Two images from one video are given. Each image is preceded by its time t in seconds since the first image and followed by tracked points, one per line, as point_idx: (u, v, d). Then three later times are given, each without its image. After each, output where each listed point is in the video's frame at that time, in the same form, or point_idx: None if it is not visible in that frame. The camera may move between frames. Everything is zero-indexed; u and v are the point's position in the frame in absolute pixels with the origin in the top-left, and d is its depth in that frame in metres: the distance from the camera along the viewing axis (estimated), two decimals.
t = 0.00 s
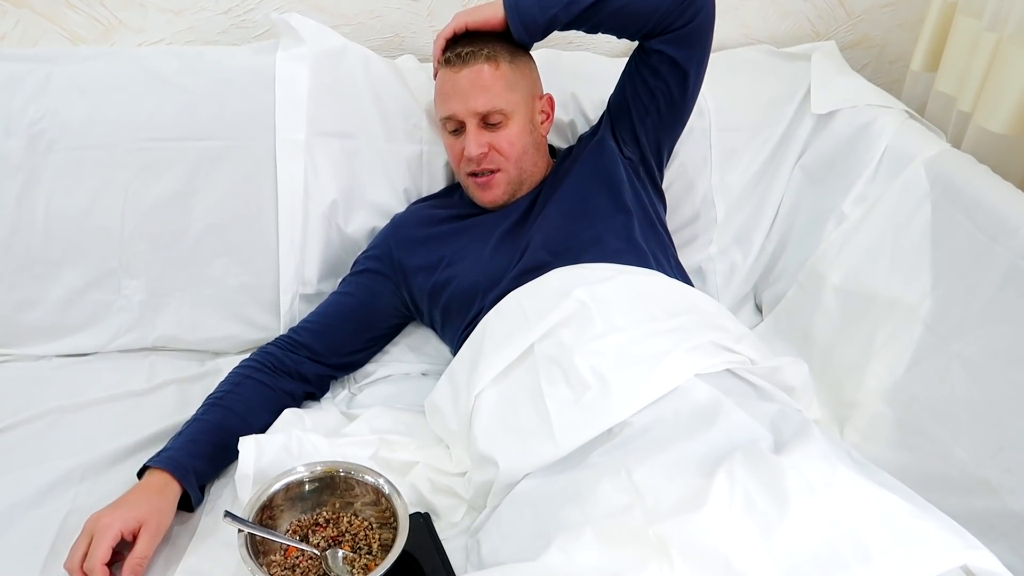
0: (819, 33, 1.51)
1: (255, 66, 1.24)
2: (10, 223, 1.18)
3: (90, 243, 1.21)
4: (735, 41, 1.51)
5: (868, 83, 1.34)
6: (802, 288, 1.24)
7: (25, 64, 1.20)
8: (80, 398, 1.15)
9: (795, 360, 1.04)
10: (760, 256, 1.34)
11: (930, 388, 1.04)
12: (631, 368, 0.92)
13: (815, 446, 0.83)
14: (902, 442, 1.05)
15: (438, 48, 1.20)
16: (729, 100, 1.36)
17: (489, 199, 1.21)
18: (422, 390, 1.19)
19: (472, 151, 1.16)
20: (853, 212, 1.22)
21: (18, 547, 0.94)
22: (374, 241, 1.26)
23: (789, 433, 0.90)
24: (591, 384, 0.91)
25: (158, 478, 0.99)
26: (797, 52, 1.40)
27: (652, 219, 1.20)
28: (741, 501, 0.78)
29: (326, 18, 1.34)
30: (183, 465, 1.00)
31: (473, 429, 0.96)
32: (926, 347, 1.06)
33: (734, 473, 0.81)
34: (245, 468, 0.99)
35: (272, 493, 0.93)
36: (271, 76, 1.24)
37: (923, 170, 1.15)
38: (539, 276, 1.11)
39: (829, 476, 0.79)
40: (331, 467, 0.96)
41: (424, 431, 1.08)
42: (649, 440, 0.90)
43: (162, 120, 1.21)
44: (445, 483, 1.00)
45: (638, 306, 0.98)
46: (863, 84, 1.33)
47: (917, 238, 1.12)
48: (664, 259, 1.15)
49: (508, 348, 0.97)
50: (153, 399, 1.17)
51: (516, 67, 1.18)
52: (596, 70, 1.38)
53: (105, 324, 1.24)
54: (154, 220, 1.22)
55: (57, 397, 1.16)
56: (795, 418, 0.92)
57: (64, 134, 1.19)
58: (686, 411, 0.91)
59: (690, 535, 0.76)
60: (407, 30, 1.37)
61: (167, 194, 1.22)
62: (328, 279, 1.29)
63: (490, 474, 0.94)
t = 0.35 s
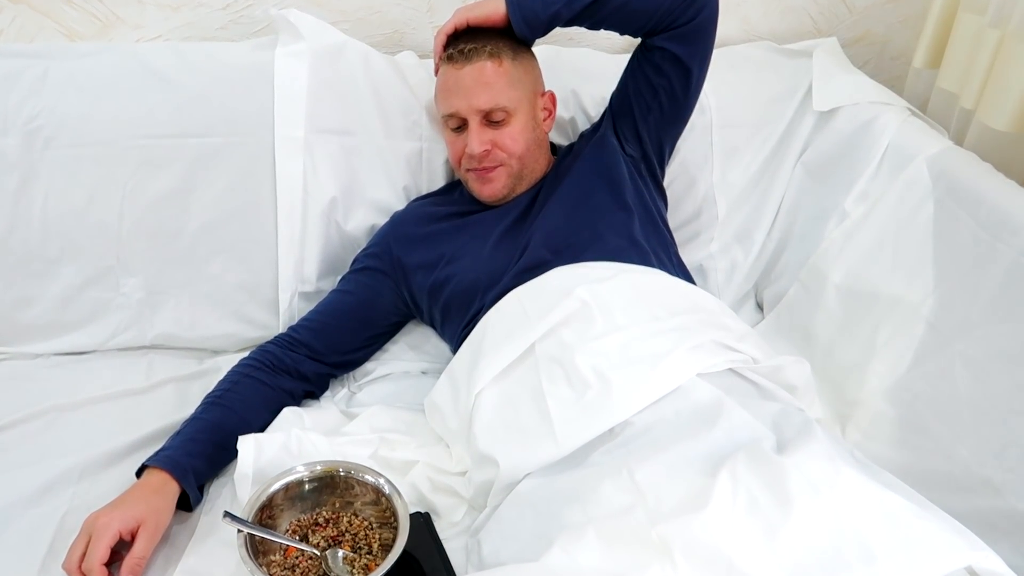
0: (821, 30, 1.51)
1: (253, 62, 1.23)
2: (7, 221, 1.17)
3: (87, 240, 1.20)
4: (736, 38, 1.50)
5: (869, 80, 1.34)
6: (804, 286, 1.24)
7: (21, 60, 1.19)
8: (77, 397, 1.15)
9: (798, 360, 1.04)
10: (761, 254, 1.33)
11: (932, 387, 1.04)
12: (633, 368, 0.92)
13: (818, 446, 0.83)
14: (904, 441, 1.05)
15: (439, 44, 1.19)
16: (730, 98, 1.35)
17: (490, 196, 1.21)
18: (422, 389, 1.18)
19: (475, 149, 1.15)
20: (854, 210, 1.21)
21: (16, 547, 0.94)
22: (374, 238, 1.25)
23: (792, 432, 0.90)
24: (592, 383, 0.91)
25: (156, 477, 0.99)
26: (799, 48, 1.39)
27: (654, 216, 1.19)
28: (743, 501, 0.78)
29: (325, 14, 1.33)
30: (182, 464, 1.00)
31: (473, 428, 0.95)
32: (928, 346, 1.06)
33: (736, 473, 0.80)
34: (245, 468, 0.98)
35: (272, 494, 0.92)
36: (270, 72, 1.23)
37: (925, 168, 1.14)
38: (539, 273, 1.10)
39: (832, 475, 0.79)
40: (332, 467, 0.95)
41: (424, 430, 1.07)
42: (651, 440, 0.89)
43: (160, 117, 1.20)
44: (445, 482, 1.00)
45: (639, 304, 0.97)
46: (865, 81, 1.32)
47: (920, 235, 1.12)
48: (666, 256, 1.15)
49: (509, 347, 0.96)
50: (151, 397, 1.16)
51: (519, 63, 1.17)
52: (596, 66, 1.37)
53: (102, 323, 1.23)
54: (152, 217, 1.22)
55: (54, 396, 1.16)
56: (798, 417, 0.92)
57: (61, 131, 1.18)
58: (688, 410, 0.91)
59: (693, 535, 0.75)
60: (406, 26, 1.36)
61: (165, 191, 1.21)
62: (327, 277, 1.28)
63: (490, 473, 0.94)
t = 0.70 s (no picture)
0: (821, 28, 1.50)
1: (251, 61, 1.23)
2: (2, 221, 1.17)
3: (83, 241, 1.19)
4: (736, 36, 1.49)
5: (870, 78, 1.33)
6: (804, 285, 1.23)
7: (16, 59, 1.18)
8: (74, 398, 1.14)
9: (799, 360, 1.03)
10: (761, 253, 1.32)
11: (934, 387, 1.03)
12: (633, 369, 0.91)
13: (820, 447, 0.82)
14: (905, 442, 1.04)
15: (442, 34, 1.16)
16: (730, 96, 1.34)
17: (492, 196, 1.20)
18: (420, 390, 1.17)
19: (481, 149, 1.14)
20: (855, 209, 1.21)
21: (12, 550, 0.93)
22: (372, 237, 1.24)
23: (793, 433, 0.89)
24: (592, 385, 0.90)
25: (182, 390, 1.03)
26: (800, 47, 1.38)
27: (654, 215, 1.18)
28: (745, 504, 0.78)
29: (323, 12, 1.32)
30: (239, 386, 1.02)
31: (472, 430, 0.95)
32: (929, 346, 1.05)
33: (737, 475, 0.80)
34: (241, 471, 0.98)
35: (269, 496, 0.92)
36: (267, 71, 1.22)
37: (926, 167, 1.14)
38: (537, 273, 1.09)
39: (834, 478, 0.78)
40: (330, 469, 0.95)
41: (423, 431, 1.07)
42: (652, 442, 0.89)
43: (157, 116, 1.19)
44: (444, 484, 0.99)
45: (639, 304, 0.97)
46: (865, 80, 1.32)
47: (921, 235, 1.11)
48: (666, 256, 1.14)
49: (507, 348, 0.96)
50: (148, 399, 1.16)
51: (525, 63, 1.16)
52: (595, 64, 1.37)
53: (99, 323, 1.23)
54: (149, 217, 1.21)
55: (50, 397, 1.15)
56: (799, 418, 0.91)
57: (57, 131, 1.17)
58: (689, 412, 0.90)
59: (693, 538, 0.75)
60: (405, 24, 1.36)
61: (162, 191, 1.21)
62: (325, 277, 1.27)
63: (489, 475, 0.93)
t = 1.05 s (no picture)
0: (820, 26, 1.50)
1: (249, 59, 1.23)
2: None
3: (80, 239, 1.19)
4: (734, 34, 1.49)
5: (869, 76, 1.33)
6: (803, 284, 1.23)
7: (12, 57, 1.18)
8: (71, 397, 1.13)
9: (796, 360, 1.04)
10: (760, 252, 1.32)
11: (934, 386, 1.03)
12: (628, 368, 0.91)
13: (818, 446, 0.82)
14: (905, 441, 1.04)
15: None
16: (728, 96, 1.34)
17: (493, 192, 1.19)
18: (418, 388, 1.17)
19: (484, 143, 1.14)
20: (854, 208, 1.21)
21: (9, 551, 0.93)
22: (376, 227, 1.24)
23: (790, 432, 0.89)
24: (586, 385, 0.89)
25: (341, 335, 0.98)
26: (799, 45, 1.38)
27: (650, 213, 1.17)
28: (743, 503, 0.77)
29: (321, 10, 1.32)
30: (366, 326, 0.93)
31: (468, 429, 0.95)
32: (928, 345, 1.05)
33: (735, 475, 0.80)
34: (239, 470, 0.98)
35: (269, 495, 0.91)
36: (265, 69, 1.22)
37: (926, 165, 1.13)
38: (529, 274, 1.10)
39: (833, 476, 0.78)
40: (329, 468, 0.94)
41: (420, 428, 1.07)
42: (648, 443, 0.88)
43: (155, 114, 1.19)
44: (441, 482, 1.00)
45: (633, 303, 0.97)
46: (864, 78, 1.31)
47: (921, 233, 1.11)
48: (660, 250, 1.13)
49: (500, 348, 0.95)
50: (145, 398, 1.15)
51: (530, 60, 1.17)
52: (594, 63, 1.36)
53: (96, 322, 1.22)
54: (147, 216, 1.20)
55: (47, 396, 1.15)
56: (795, 417, 0.91)
57: (53, 129, 1.17)
58: (685, 413, 0.90)
59: (692, 538, 0.75)
60: (403, 22, 1.36)
61: (159, 189, 1.20)
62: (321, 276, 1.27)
63: (488, 475, 0.93)
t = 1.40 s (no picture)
0: (820, 23, 1.50)
1: (250, 57, 1.23)
2: None
3: (79, 236, 1.19)
4: (734, 31, 1.49)
5: (869, 74, 1.33)
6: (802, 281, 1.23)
7: (12, 53, 1.18)
8: (70, 394, 1.13)
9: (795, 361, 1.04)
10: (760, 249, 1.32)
11: (932, 383, 1.03)
12: (630, 366, 0.91)
13: (817, 444, 0.83)
14: (903, 438, 1.04)
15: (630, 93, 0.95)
16: (727, 94, 1.35)
17: (514, 183, 1.19)
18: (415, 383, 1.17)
19: (516, 130, 1.13)
20: (853, 206, 1.21)
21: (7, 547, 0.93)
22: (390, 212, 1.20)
23: (789, 431, 0.89)
24: (587, 383, 0.90)
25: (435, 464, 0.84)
26: (798, 43, 1.38)
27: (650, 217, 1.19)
28: (742, 501, 0.78)
29: (321, 7, 1.32)
30: (419, 426, 0.86)
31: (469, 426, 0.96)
32: (926, 343, 1.06)
33: (735, 474, 0.80)
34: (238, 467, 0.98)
35: (270, 490, 0.92)
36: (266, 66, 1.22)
37: (925, 163, 1.14)
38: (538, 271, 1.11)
39: (832, 475, 0.78)
40: (330, 465, 0.94)
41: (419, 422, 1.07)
42: (649, 442, 0.88)
43: (154, 110, 1.19)
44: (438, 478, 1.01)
45: (636, 304, 0.98)
46: (863, 76, 1.32)
47: (919, 231, 1.11)
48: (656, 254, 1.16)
49: (500, 346, 0.96)
50: (144, 394, 1.15)
51: (567, 55, 1.18)
52: (594, 60, 1.37)
53: (95, 319, 1.22)
54: (146, 212, 1.20)
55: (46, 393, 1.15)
56: (795, 418, 0.91)
57: (52, 126, 1.16)
58: (685, 411, 0.90)
59: (692, 535, 0.75)
60: (402, 19, 1.36)
61: (159, 186, 1.20)
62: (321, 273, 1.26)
63: (487, 472, 0.93)
